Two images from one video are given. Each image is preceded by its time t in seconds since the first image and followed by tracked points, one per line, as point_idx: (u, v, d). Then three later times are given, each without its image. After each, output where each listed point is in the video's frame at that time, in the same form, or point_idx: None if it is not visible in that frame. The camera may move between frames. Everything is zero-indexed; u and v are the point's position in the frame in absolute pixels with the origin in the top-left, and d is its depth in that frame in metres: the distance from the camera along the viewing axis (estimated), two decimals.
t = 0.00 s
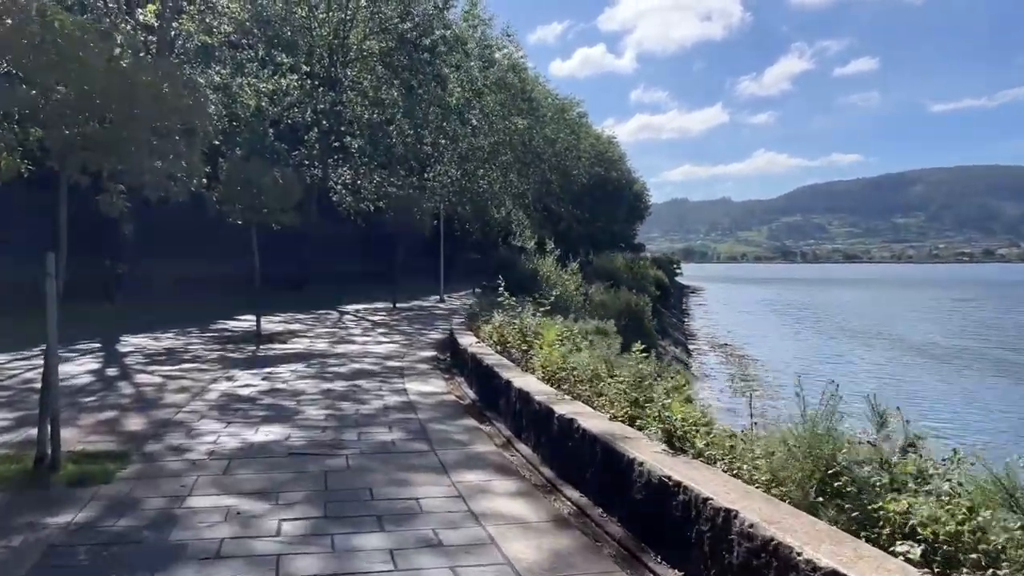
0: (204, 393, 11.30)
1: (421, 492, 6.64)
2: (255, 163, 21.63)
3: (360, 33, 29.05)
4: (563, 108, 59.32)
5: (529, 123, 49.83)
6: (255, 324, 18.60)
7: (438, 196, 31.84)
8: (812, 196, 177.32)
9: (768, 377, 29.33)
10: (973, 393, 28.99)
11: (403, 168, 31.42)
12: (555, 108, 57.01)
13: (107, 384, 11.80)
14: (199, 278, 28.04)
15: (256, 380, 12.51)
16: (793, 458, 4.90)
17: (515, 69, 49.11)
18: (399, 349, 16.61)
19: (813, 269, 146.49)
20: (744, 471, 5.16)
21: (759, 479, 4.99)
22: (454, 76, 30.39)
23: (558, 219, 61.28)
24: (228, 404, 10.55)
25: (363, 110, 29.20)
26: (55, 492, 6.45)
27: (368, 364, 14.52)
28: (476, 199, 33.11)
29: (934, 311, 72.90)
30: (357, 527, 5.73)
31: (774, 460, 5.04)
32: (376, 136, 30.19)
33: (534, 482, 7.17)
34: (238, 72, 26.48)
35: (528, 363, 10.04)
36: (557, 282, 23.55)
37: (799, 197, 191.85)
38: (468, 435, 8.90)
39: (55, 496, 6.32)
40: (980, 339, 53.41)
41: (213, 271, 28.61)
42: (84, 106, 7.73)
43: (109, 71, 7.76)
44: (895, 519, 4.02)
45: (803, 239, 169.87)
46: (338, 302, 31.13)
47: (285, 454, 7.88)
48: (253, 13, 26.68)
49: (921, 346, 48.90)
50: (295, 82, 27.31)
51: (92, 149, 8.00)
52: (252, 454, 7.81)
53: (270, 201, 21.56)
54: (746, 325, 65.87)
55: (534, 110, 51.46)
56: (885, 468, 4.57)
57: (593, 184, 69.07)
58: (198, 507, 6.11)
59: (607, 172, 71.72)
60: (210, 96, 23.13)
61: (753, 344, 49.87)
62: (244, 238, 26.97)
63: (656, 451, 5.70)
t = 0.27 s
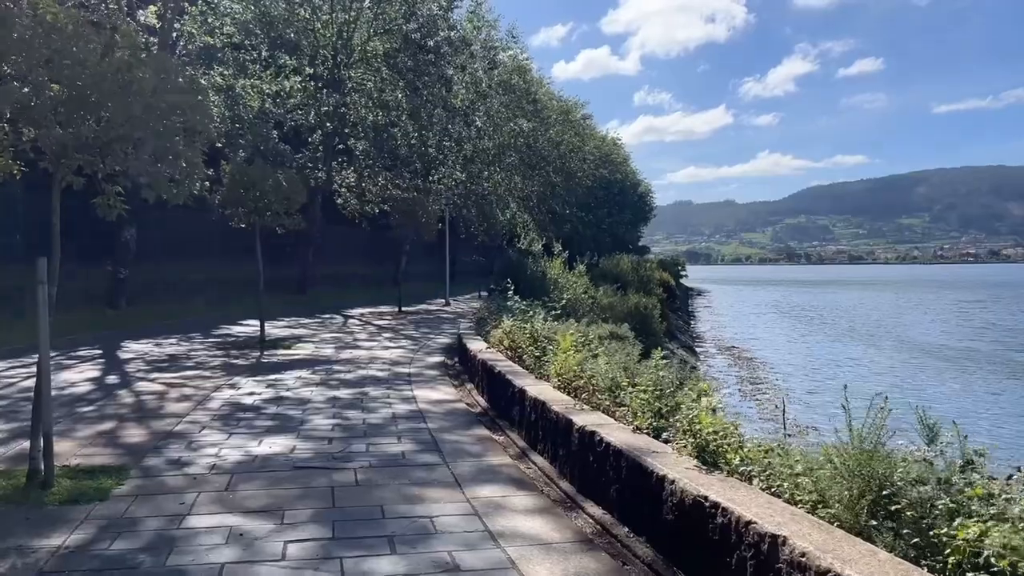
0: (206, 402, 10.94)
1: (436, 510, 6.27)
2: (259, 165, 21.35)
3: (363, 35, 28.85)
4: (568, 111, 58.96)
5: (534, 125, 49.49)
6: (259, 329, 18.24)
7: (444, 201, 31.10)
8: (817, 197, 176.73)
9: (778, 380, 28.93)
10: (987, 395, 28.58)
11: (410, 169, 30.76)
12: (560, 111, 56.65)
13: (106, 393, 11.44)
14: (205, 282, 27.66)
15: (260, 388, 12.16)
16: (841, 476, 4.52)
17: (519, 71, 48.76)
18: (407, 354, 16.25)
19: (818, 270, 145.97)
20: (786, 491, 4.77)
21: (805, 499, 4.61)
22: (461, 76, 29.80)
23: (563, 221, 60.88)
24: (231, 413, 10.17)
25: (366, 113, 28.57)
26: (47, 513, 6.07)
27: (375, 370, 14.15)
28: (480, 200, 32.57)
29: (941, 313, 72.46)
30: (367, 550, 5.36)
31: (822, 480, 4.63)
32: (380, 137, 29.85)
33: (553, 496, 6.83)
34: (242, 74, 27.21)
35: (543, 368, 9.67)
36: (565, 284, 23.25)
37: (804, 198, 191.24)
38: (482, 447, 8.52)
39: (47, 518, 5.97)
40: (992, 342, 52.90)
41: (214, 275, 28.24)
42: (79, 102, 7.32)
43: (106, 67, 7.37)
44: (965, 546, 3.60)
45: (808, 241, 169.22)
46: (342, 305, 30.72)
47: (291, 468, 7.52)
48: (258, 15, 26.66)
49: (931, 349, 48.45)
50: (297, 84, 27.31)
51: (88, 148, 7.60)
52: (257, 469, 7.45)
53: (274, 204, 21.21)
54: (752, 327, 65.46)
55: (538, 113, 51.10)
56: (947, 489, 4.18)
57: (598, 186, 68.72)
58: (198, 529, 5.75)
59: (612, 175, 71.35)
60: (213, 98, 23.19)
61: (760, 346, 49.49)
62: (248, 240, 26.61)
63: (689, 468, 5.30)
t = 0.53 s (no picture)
0: (205, 412, 10.52)
1: (449, 532, 5.87)
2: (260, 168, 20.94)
3: (366, 36, 28.24)
4: (570, 114, 58.55)
5: (536, 128, 49.09)
6: (261, 335, 17.83)
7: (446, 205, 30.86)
8: (819, 201, 176.29)
9: (785, 385, 28.53)
10: (997, 400, 28.19)
11: (412, 173, 30.44)
12: (562, 114, 56.24)
13: (101, 403, 11.01)
14: (205, 287, 27.26)
15: (262, 397, 11.74)
16: (899, 500, 4.14)
17: (522, 74, 48.36)
18: (411, 361, 15.84)
19: (820, 274, 145.51)
20: (835, 515, 4.39)
21: (858, 525, 4.22)
22: (462, 79, 29.62)
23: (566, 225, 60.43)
24: (231, 424, 9.76)
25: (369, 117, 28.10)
26: (32, 537, 5.67)
27: (378, 378, 13.73)
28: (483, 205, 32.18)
29: (946, 317, 72.07)
30: None
31: (877, 505, 4.22)
32: (383, 139, 29.23)
33: (571, 515, 6.44)
34: (243, 76, 26.67)
35: (557, 378, 9.25)
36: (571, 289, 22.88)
37: (805, 202, 190.87)
38: (494, 460, 8.11)
39: (33, 542, 5.56)
40: (997, 346, 52.51)
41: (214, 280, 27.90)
42: (71, 100, 6.94)
43: (101, 63, 7.00)
44: None
45: (809, 246, 168.82)
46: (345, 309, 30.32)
47: (294, 484, 7.12)
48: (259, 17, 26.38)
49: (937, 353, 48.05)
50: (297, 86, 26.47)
51: (80, 149, 7.22)
52: (257, 486, 7.04)
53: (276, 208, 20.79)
54: (755, 330, 65.07)
55: (541, 117, 50.74)
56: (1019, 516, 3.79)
57: (601, 190, 68.30)
58: (194, 554, 5.36)
59: (614, 178, 70.94)
60: (214, 100, 22.92)
61: (764, 350, 49.10)
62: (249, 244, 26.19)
63: (726, 490, 4.90)
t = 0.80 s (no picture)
0: (201, 421, 10.12)
1: (463, 553, 5.49)
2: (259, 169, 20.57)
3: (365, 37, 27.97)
4: (569, 117, 58.20)
5: (536, 131, 48.75)
6: (258, 340, 17.43)
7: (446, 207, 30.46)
8: (816, 205, 176.17)
9: (787, 390, 28.25)
10: (1001, 405, 27.95)
11: (411, 175, 29.95)
12: (561, 116, 55.90)
13: (93, 411, 10.59)
14: (202, 290, 26.82)
15: (260, 404, 11.34)
16: (967, 528, 3.76)
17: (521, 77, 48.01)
18: (412, 367, 15.45)
19: (818, 278, 145.32)
20: (892, 543, 4.01)
21: (921, 555, 3.84)
22: (463, 80, 29.14)
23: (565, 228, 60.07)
24: (228, 433, 9.36)
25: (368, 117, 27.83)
26: (15, 559, 5.27)
27: (380, 384, 13.34)
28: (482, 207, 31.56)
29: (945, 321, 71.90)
30: None
31: (940, 533, 3.85)
32: (383, 140, 28.90)
33: (591, 534, 6.06)
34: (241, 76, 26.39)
35: (569, 387, 8.86)
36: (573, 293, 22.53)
37: (802, 206, 190.89)
38: (504, 473, 7.73)
39: (17, 565, 5.17)
40: (998, 350, 52.31)
41: (213, 284, 27.47)
42: (60, 92, 6.57)
43: (93, 56, 6.63)
44: None
45: (807, 249, 168.71)
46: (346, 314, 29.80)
47: (295, 500, 6.73)
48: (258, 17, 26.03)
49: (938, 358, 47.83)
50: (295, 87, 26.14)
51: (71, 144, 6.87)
52: (256, 502, 6.65)
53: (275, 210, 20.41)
54: (755, 335, 64.80)
55: (541, 120, 50.39)
56: None
57: (600, 193, 67.96)
58: None
59: (612, 182, 70.60)
60: (212, 101, 22.58)
61: (764, 355, 48.81)
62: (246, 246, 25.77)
63: (767, 512, 4.52)
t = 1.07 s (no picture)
0: (192, 430, 9.70)
1: None
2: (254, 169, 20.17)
3: (363, 38, 27.57)
4: (565, 119, 57.86)
5: (533, 133, 48.41)
6: (252, 344, 17.00)
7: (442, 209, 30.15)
8: (811, 208, 176.32)
9: (786, 395, 27.96)
10: (1001, 411, 27.80)
11: (409, 176, 29.44)
12: (558, 118, 55.55)
13: (79, 420, 10.16)
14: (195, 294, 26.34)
15: (253, 412, 10.93)
16: None
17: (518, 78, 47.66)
18: (409, 372, 15.07)
19: (812, 282, 145.34)
20: None
21: None
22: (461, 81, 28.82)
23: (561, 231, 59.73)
24: (221, 445, 8.95)
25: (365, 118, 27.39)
26: None
27: (377, 391, 12.95)
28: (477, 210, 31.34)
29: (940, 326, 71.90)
30: None
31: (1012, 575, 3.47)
32: (380, 142, 28.44)
33: (608, 558, 5.68)
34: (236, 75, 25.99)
35: (577, 398, 8.46)
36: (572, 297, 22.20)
37: (797, 209, 190.86)
38: (511, 489, 7.35)
39: None
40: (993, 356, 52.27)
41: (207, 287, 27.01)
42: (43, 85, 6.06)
43: (80, 45, 6.22)
44: None
45: (801, 253, 168.80)
46: (340, 317, 29.40)
47: (292, 519, 6.33)
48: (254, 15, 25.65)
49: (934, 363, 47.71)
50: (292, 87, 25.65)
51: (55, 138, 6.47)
52: (251, 522, 6.25)
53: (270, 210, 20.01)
54: (750, 338, 64.62)
55: (537, 121, 50.04)
56: None
57: (595, 196, 67.64)
58: None
59: (608, 184, 70.30)
60: (207, 100, 22.15)
61: (761, 359, 48.62)
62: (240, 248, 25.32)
63: (809, 543, 4.13)
